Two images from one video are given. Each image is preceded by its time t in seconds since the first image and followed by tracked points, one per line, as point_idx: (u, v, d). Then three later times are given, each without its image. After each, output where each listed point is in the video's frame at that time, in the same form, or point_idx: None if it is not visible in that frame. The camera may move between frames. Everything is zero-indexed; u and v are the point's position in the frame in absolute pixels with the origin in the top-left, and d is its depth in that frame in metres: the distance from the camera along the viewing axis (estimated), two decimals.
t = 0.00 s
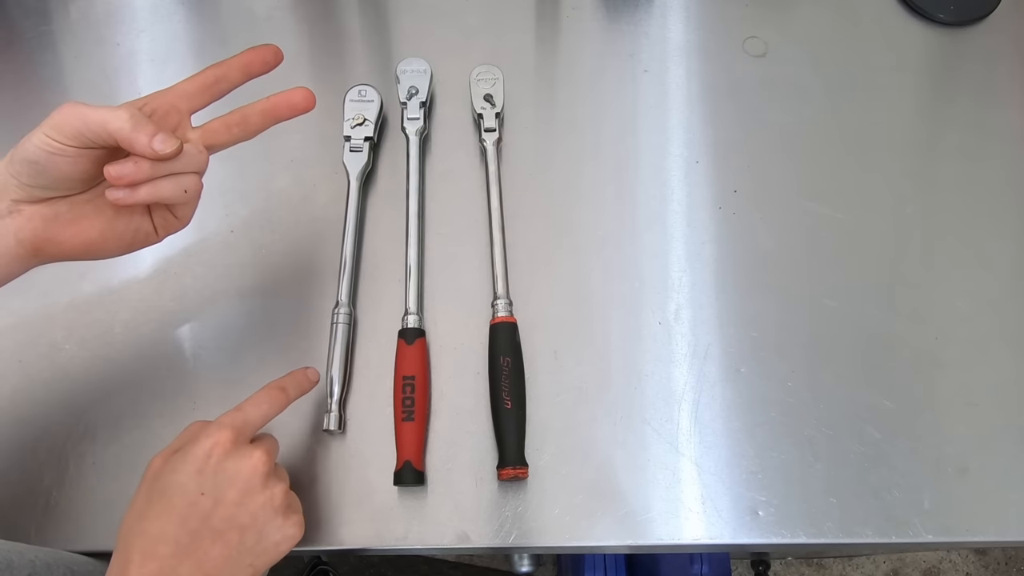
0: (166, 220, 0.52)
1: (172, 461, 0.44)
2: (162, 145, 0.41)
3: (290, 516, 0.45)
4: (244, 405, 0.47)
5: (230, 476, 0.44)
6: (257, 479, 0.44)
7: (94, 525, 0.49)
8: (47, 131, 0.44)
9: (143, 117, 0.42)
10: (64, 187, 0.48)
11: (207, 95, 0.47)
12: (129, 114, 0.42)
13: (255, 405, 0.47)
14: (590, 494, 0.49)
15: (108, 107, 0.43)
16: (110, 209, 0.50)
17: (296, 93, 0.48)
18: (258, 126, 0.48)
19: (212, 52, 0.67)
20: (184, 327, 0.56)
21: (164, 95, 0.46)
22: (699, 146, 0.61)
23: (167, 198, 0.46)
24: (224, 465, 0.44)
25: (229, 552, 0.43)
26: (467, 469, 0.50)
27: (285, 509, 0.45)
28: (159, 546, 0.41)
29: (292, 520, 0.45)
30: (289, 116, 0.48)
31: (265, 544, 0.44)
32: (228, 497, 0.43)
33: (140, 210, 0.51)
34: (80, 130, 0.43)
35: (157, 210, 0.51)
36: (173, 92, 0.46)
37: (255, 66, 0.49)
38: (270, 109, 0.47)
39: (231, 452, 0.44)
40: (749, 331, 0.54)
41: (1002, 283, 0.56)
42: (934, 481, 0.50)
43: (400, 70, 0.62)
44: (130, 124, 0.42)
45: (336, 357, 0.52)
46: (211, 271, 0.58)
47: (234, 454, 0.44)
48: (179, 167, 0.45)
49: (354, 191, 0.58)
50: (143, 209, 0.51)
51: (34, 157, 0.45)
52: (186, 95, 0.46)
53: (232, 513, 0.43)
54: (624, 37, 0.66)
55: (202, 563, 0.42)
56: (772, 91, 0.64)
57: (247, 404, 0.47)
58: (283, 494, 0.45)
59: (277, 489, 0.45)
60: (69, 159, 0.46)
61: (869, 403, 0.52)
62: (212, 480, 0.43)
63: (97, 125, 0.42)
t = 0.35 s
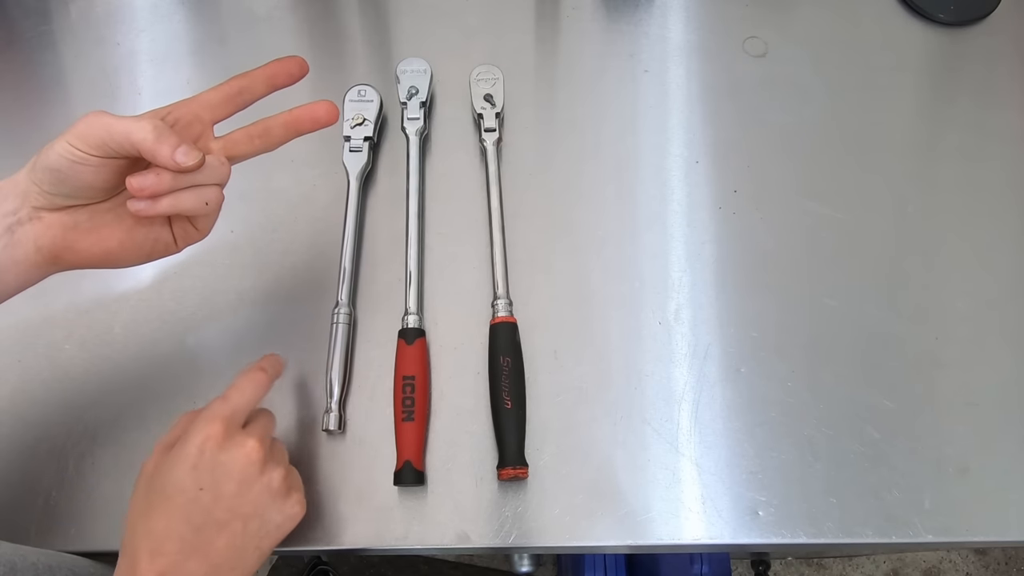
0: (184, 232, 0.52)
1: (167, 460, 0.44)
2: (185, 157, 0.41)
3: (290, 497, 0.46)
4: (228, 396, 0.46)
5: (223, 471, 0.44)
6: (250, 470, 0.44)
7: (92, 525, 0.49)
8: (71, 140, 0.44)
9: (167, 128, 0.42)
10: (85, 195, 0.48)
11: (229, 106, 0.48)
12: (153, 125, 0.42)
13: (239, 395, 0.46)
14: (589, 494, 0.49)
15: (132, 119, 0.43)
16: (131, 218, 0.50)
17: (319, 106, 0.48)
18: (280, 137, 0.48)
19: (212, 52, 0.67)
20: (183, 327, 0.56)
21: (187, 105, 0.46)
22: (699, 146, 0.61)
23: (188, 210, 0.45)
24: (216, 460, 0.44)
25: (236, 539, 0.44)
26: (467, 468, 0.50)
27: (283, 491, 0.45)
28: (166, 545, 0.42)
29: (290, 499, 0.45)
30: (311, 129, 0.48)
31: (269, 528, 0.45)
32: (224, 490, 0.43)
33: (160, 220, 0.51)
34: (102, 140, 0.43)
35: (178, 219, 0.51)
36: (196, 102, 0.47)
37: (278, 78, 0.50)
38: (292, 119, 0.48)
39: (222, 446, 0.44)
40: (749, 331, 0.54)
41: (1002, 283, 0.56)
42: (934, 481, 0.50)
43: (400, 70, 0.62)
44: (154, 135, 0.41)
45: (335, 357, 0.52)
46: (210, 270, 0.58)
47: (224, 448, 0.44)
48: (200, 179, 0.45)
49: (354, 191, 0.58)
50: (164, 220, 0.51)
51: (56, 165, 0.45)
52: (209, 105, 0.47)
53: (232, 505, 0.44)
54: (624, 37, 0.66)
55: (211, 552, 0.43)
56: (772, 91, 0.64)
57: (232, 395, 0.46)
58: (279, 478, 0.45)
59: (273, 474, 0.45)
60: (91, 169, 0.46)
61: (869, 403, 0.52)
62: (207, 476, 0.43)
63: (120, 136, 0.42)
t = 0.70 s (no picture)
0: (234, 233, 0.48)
1: (150, 486, 0.45)
2: (226, 155, 0.36)
3: (274, 488, 0.47)
4: (182, 415, 0.48)
5: (212, 481, 0.45)
6: (238, 474, 0.46)
7: (91, 525, 0.49)
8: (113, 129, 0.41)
9: (210, 120, 0.38)
10: (129, 187, 0.45)
11: (285, 95, 0.45)
12: (196, 117, 0.38)
13: (192, 411, 0.48)
14: (589, 494, 0.49)
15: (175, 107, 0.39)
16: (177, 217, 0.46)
17: (376, 96, 0.45)
18: (337, 128, 0.45)
19: (212, 52, 0.67)
20: (182, 328, 0.56)
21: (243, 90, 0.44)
22: (700, 146, 0.61)
23: (230, 213, 0.41)
24: (202, 473, 0.46)
25: (238, 542, 0.45)
26: (467, 468, 0.50)
27: (271, 485, 0.47)
28: (174, 563, 0.43)
29: (278, 488, 0.48)
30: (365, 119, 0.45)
31: (265, 521, 0.47)
32: (218, 500, 0.45)
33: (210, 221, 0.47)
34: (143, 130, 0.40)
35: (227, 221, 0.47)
36: (250, 88, 0.44)
37: (337, 64, 0.47)
38: (350, 112, 0.45)
39: (205, 459, 0.46)
40: (750, 331, 0.54)
41: (1002, 283, 0.56)
42: (935, 481, 0.50)
43: (400, 70, 0.62)
44: (195, 128, 0.37)
45: (335, 356, 0.52)
46: (209, 271, 0.58)
47: (207, 460, 0.46)
48: (245, 177, 0.41)
49: (354, 191, 0.58)
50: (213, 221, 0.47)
51: (98, 157, 0.42)
52: (263, 91, 0.44)
53: (228, 511, 0.45)
54: (624, 37, 0.66)
55: (218, 561, 0.44)
56: (772, 91, 0.64)
57: (185, 411, 0.48)
58: (265, 475, 0.47)
59: (257, 472, 0.47)
60: (134, 161, 0.42)
61: (869, 403, 0.52)
62: (198, 490, 0.45)
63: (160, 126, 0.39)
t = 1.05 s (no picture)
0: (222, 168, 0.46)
1: (153, 495, 0.45)
2: (194, 76, 0.36)
3: (279, 493, 0.47)
4: (185, 422, 0.47)
5: (217, 491, 0.45)
6: (243, 483, 0.45)
7: (92, 525, 0.49)
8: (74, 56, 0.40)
9: (176, 38, 0.37)
10: (103, 123, 0.44)
11: (272, 10, 0.43)
12: (158, 34, 0.37)
13: (193, 418, 0.48)
14: (589, 494, 0.49)
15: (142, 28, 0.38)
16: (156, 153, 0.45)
17: None
18: (332, 43, 0.42)
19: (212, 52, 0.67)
20: (181, 327, 0.56)
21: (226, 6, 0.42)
22: (700, 146, 0.61)
23: (212, 145, 0.41)
24: (207, 483, 0.45)
25: (244, 548, 0.46)
26: (467, 468, 0.50)
27: (275, 490, 0.47)
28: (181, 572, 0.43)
29: (283, 493, 0.47)
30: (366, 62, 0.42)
31: (271, 526, 0.47)
32: (224, 509, 0.45)
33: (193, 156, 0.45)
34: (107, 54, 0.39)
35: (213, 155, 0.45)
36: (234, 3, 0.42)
37: None
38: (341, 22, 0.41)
39: (209, 469, 0.45)
40: (749, 331, 0.54)
41: (1002, 283, 0.56)
42: (935, 481, 0.50)
43: (400, 70, 0.62)
44: (161, 46, 0.37)
45: (336, 356, 0.52)
46: (208, 270, 0.58)
47: (212, 470, 0.46)
48: (225, 106, 0.40)
49: (354, 191, 0.58)
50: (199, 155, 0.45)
51: (63, 88, 0.41)
52: (248, 6, 0.42)
53: (233, 519, 0.45)
54: (624, 37, 0.66)
55: (225, 567, 0.45)
56: (772, 91, 0.64)
57: (187, 419, 0.48)
58: (269, 481, 0.47)
59: (262, 478, 0.47)
60: (100, 91, 0.41)
61: (869, 403, 0.52)
62: (203, 500, 0.45)
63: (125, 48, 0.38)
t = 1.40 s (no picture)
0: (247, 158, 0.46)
1: (154, 496, 0.45)
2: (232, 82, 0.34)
3: (280, 494, 0.47)
4: (187, 424, 0.47)
5: (218, 493, 0.45)
6: (245, 485, 0.45)
7: (93, 525, 0.49)
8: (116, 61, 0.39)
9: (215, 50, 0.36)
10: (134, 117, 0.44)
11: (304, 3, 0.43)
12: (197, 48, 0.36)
13: (195, 419, 0.48)
14: (589, 494, 0.49)
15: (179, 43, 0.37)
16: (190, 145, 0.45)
17: None
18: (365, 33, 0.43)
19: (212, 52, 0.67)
20: (181, 327, 0.56)
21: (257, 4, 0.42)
22: (700, 146, 0.61)
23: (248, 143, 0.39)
24: (209, 485, 0.45)
25: (245, 549, 0.46)
26: (467, 468, 0.50)
27: (277, 492, 0.47)
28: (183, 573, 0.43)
29: (284, 495, 0.47)
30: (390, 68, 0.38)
31: (272, 527, 0.47)
32: (225, 511, 0.45)
33: (222, 146, 0.45)
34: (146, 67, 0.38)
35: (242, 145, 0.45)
36: None
37: None
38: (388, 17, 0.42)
39: (211, 471, 0.45)
40: (749, 331, 0.54)
41: (1002, 283, 0.56)
42: (935, 481, 0.50)
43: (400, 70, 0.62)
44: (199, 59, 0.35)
45: (335, 356, 0.52)
46: (208, 270, 0.58)
47: (214, 471, 0.45)
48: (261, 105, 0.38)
49: (354, 191, 0.58)
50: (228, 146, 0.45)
51: (102, 90, 0.41)
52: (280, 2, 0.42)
53: (235, 521, 0.45)
54: (624, 37, 0.66)
55: (226, 567, 0.45)
56: (772, 91, 0.64)
57: (188, 421, 0.48)
58: (271, 482, 0.47)
59: (264, 480, 0.47)
60: (140, 97, 0.41)
61: (869, 404, 0.52)
62: (205, 501, 0.45)
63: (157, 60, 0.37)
